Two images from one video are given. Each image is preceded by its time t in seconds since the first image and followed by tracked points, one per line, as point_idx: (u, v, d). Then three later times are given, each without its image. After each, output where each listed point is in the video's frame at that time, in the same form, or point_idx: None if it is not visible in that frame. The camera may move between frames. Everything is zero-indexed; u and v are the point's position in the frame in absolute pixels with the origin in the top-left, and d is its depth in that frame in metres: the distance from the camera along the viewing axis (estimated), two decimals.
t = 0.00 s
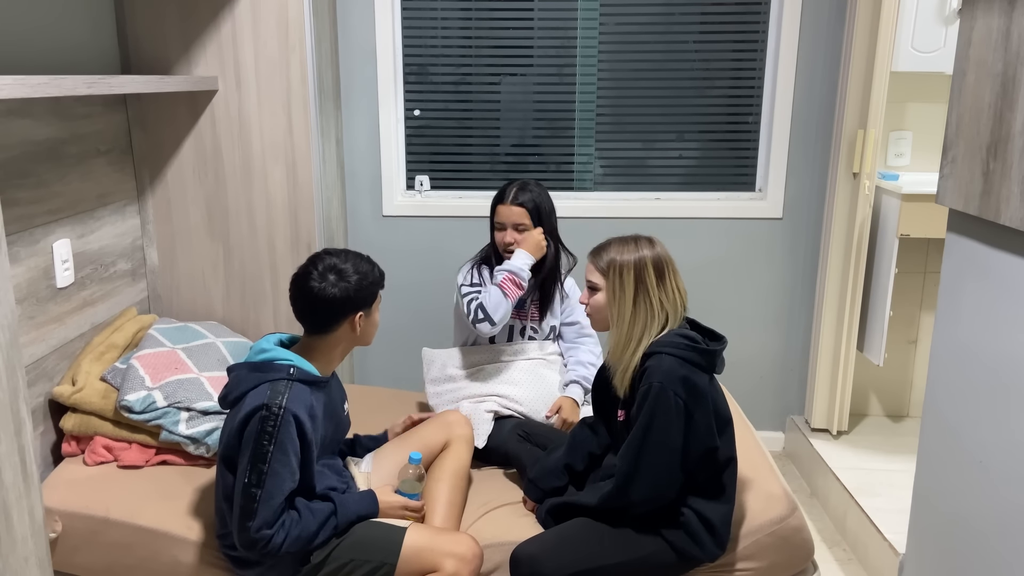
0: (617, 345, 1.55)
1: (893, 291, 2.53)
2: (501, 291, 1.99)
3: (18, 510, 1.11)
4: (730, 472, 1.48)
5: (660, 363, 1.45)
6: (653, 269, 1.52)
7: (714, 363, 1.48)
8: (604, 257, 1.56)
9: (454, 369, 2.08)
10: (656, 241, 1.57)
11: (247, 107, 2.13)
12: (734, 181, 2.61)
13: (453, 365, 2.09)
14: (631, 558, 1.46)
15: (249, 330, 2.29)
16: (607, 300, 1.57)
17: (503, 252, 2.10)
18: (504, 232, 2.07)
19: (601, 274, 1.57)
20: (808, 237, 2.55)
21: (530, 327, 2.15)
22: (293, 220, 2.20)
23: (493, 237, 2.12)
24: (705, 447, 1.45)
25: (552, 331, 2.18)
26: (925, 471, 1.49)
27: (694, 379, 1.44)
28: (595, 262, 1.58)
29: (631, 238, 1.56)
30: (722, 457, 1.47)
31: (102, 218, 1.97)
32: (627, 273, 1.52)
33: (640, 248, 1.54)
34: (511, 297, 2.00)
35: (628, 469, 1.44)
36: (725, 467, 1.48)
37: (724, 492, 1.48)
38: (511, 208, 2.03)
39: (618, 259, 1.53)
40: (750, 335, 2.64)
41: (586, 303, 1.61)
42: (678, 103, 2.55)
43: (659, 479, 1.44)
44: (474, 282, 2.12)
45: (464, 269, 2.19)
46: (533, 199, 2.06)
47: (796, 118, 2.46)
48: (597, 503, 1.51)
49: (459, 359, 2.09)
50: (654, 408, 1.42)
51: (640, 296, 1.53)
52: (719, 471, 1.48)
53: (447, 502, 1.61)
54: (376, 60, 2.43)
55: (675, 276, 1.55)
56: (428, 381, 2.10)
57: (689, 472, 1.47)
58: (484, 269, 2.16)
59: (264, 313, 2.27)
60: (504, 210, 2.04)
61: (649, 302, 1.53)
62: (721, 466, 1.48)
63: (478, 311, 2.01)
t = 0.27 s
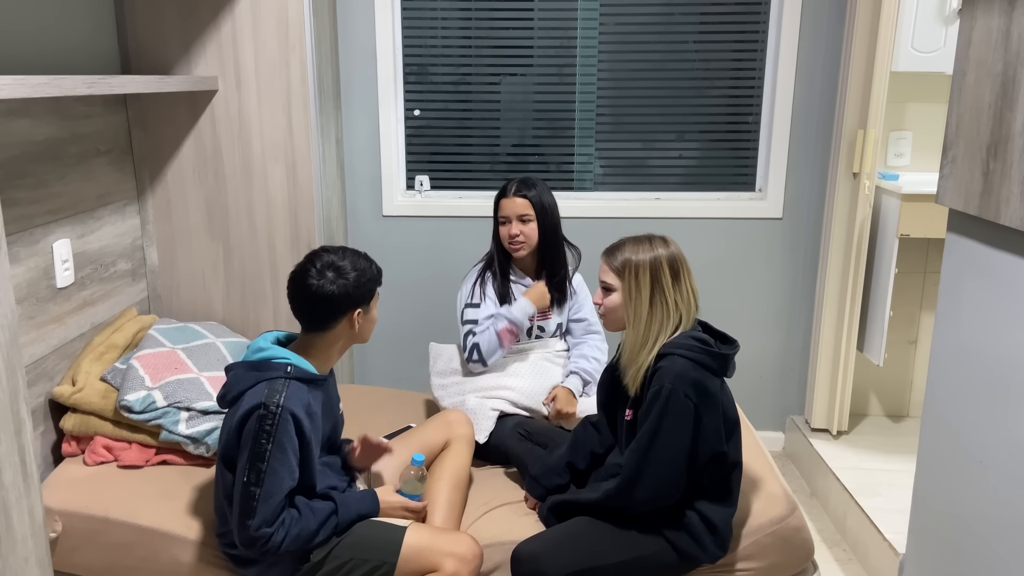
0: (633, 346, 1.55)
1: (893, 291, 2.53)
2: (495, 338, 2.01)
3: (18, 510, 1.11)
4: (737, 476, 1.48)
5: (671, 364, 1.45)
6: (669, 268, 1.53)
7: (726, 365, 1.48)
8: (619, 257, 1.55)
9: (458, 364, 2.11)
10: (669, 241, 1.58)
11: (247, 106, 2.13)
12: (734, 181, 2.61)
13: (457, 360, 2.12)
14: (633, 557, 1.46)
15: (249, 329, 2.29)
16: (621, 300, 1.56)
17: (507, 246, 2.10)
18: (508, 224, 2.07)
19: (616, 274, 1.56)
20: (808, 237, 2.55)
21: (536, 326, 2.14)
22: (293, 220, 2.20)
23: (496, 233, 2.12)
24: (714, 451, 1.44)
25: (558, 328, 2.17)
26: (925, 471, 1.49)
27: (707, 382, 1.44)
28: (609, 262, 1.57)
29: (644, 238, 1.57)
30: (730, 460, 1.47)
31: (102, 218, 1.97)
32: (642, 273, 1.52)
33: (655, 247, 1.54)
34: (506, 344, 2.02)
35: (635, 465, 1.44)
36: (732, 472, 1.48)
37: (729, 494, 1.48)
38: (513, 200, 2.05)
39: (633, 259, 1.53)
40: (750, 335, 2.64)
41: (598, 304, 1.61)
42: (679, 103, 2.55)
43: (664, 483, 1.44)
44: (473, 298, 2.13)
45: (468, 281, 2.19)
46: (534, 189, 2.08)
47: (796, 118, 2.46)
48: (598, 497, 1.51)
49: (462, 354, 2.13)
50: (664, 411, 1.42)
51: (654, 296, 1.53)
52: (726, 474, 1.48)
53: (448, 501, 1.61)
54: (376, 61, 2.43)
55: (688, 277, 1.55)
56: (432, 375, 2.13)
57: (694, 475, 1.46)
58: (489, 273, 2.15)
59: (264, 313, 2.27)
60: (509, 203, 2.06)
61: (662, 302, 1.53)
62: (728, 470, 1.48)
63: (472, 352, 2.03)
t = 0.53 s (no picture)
0: (643, 344, 1.55)
1: (893, 291, 2.53)
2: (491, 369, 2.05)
3: (19, 510, 1.11)
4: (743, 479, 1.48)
5: (681, 364, 1.45)
6: (684, 270, 1.53)
7: (734, 369, 1.48)
8: (634, 255, 1.56)
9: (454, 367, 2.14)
10: (685, 243, 1.58)
11: (247, 106, 2.13)
12: (734, 180, 2.61)
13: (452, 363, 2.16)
14: (634, 558, 1.46)
15: (249, 329, 2.29)
16: (634, 298, 1.57)
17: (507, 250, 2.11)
18: (507, 227, 2.07)
19: (629, 272, 1.56)
20: (808, 237, 2.56)
21: (533, 329, 2.18)
22: (293, 220, 2.20)
23: (494, 235, 2.12)
24: (720, 455, 1.44)
25: (553, 330, 2.21)
26: (925, 471, 1.49)
27: (717, 388, 1.44)
28: (623, 259, 1.58)
29: (661, 238, 1.57)
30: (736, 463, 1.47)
31: (102, 217, 1.97)
32: (657, 272, 1.53)
33: (671, 247, 1.54)
34: (500, 385, 2.05)
35: (640, 465, 1.44)
36: (737, 476, 1.48)
37: (733, 498, 1.48)
38: (513, 203, 2.05)
39: (648, 258, 1.53)
40: (750, 335, 2.64)
41: (612, 300, 1.61)
42: (679, 103, 2.55)
43: (669, 484, 1.44)
44: (468, 303, 2.12)
45: (464, 284, 2.18)
46: (532, 193, 2.08)
47: (796, 118, 2.46)
48: (599, 495, 1.50)
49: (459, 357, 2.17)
50: (673, 413, 1.42)
51: (668, 296, 1.53)
52: (731, 479, 1.48)
53: (446, 501, 1.61)
54: (376, 61, 2.43)
55: (703, 279, 1.55)
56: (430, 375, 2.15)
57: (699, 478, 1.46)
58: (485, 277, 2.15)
59: (264, 313, 2.27)
60: (508, 206, 2.06)
61: (676, 303, 1.53)
62: (732, 474, 1.47)
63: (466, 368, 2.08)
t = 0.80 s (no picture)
0: (647, 344, 1.55)
1: (893, 291, 2.53)
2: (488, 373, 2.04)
3: (19, 510, 1.11)
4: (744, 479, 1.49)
5: (682, 365, 1.45)
6: (689, 270, 1.53)
7: (737, 372, 1.48)
8: (640, 256, 1.56)
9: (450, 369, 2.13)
10: (691, 244, 1.58)
11: (247, 106, 2.13)
12: (735, 180, 2.61)
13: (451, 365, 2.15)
14: (633, 557, 1.46)
15: (249, 329, 2.29)
16: (638, 297, 1.57)
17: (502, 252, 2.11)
18: (503, 229, 2.07)
19: (633, 271, 1.57)
20: (808, 237, 2.56)
21: (530, 330, 2.18)
22: (293, 220, 2.20)
23: (490, 237, 2.12)
24: (723, 456, 1.44)
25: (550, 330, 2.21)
26: (924, 471, 1.49)
27: (718, 390, 1.44)
28: (629, 259, 1.58)
29: (667, 239, 1.57)
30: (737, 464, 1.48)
31: (102, 217, 1.97)
32: (661, 273, 1.53)
33: (677, 248, 1.54)
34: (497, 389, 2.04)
35: (643, 465, 1.43)
36: (739, 476, 1.48)
37: (734, 498, 1.48)
38: (508, 205, 2.05)
39: (653, 259, 1.54)
40: (750, 335, 2.64)
41: (615, 300, 1.62)
42: (679, 103, 2.55)
43: (671, 486, 1.44)
44: (463, 303, 2.13)
45: (459, 284, 2.19)
46: (528, 195, 2.08)
47: (796, 118, 2.46)
48: (603, 494, 1.50)
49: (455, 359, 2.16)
50: (675, 416, 1.42)
51: (672, 297, 1.53)
52: (733, 479, 1.48)
53: (446, 500, 1.61)
54: (376, 61, 2.43)
55: (707, 280, 1.55)
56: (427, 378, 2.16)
57: (701, 478, 1.47)
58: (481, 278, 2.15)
59: (264, 313, 2.27)
60: (503, 208, 2.06)
61: (679, 303, 1.53)
62: (734, 474, 1.48)
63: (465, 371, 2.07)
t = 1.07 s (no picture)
0: (645, 344, 1.54)
1: (893, 291, 2.53)
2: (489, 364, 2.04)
3: (18, 510, 1.11)
4: (743, 479, 1.49)
5: (680, 365, 1.45)
6: (687, 270, 1.53)
7: (734, 371, 1.48)
8: (637, 256, 1.56)
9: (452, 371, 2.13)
10: (688, 244, 1.58)
11: (247, 106, 2.13)
12: (735, 180, 2.61)
13: (450, 367, 2.15)
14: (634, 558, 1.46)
15: (249, 330, 2.29)
16: (637, 299, 1.56)
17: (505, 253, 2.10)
18: (507, 232, 2.07)
19: (631, 272, 1.56)
20: (808, 237, 2.56)
21: (531, 331, 2.17)
22: (293, 220, 2.20)
23: (494, 239, 2.11)
24: (721, 455, 1.44)
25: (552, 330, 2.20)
26: (924, 471, 1.49)
27: (716, 387, 1.44)
28: (626, 260, 1.58)
29: (664, 239, 1.57)
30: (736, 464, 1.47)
31: (102, 217, 1.97)
32: (658, 272, 1.53)
33: (674, 249, 1.54)
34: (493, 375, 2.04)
35: (642, 465, 1.43)
36: (739, 476, 1.48)
37: (733, 498, 1.48)
38: (513, 208, 2.05)
39: (650, 259, 1.53)
40: (750, 335, 2.64)
41: (615, 301, 1.60)
42: (679, 103, 2.55)
43: (670, 485, 1.44)
44: (465, 303, 2.14)
45: (461, 285, 2.19)
46: (533, 197, 2.08)
47: (796, 118, 2.46)
48: (603, 496, 1.50)
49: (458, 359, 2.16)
50: (672, 414, 1.42)
51: (670, 296, 1.53)
52: (732, 479, 1.48)
53: (446, 500, 1.61)
54: (376, 61, 2.43)
55: (705, 280, 1.55)
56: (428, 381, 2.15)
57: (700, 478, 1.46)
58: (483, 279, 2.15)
59: (264, 312, 2.27)
60: (507, 211, 2.05)
61: (678, 302, 1.53)
62: (733, 474, 1.48)
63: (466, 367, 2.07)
